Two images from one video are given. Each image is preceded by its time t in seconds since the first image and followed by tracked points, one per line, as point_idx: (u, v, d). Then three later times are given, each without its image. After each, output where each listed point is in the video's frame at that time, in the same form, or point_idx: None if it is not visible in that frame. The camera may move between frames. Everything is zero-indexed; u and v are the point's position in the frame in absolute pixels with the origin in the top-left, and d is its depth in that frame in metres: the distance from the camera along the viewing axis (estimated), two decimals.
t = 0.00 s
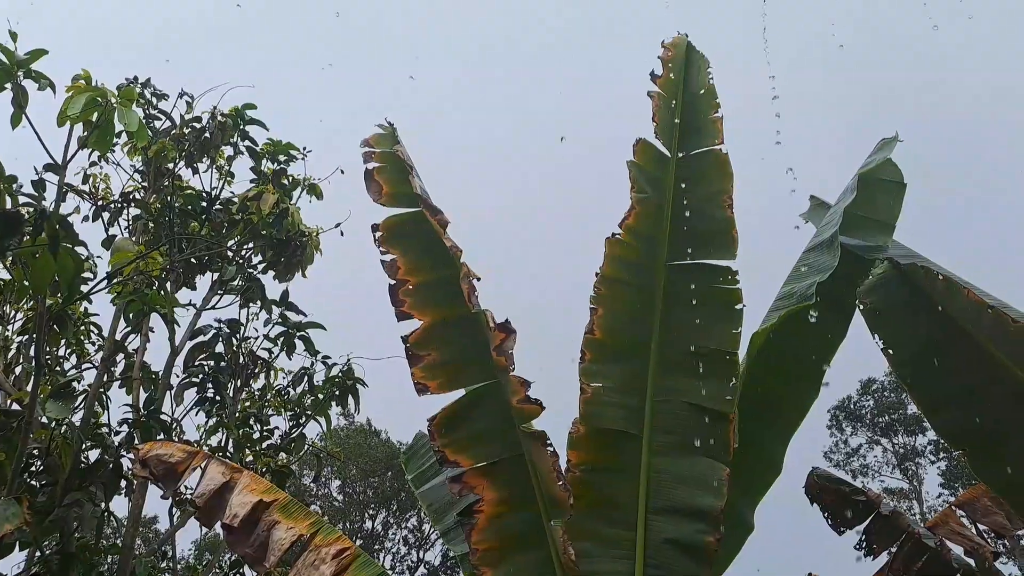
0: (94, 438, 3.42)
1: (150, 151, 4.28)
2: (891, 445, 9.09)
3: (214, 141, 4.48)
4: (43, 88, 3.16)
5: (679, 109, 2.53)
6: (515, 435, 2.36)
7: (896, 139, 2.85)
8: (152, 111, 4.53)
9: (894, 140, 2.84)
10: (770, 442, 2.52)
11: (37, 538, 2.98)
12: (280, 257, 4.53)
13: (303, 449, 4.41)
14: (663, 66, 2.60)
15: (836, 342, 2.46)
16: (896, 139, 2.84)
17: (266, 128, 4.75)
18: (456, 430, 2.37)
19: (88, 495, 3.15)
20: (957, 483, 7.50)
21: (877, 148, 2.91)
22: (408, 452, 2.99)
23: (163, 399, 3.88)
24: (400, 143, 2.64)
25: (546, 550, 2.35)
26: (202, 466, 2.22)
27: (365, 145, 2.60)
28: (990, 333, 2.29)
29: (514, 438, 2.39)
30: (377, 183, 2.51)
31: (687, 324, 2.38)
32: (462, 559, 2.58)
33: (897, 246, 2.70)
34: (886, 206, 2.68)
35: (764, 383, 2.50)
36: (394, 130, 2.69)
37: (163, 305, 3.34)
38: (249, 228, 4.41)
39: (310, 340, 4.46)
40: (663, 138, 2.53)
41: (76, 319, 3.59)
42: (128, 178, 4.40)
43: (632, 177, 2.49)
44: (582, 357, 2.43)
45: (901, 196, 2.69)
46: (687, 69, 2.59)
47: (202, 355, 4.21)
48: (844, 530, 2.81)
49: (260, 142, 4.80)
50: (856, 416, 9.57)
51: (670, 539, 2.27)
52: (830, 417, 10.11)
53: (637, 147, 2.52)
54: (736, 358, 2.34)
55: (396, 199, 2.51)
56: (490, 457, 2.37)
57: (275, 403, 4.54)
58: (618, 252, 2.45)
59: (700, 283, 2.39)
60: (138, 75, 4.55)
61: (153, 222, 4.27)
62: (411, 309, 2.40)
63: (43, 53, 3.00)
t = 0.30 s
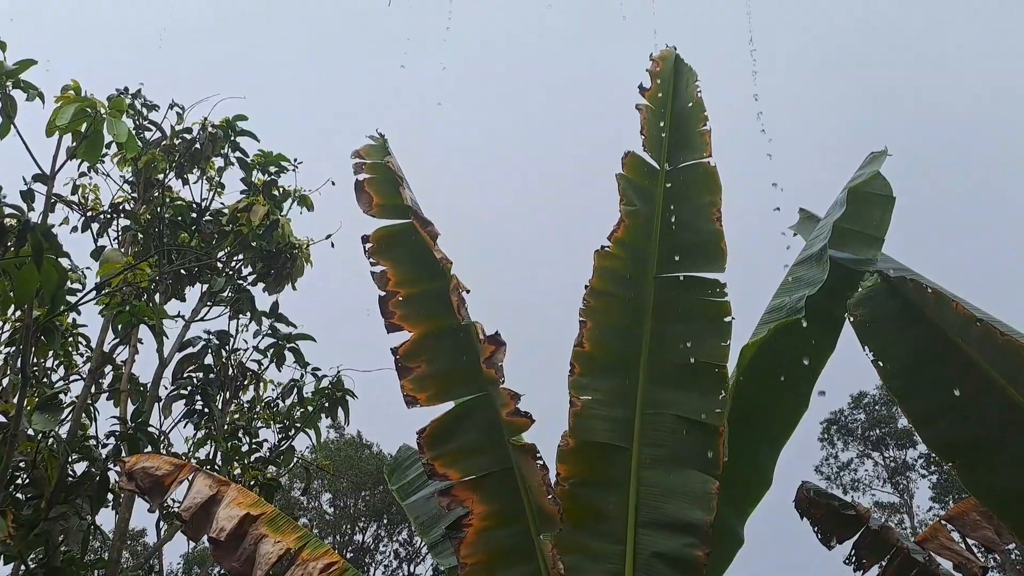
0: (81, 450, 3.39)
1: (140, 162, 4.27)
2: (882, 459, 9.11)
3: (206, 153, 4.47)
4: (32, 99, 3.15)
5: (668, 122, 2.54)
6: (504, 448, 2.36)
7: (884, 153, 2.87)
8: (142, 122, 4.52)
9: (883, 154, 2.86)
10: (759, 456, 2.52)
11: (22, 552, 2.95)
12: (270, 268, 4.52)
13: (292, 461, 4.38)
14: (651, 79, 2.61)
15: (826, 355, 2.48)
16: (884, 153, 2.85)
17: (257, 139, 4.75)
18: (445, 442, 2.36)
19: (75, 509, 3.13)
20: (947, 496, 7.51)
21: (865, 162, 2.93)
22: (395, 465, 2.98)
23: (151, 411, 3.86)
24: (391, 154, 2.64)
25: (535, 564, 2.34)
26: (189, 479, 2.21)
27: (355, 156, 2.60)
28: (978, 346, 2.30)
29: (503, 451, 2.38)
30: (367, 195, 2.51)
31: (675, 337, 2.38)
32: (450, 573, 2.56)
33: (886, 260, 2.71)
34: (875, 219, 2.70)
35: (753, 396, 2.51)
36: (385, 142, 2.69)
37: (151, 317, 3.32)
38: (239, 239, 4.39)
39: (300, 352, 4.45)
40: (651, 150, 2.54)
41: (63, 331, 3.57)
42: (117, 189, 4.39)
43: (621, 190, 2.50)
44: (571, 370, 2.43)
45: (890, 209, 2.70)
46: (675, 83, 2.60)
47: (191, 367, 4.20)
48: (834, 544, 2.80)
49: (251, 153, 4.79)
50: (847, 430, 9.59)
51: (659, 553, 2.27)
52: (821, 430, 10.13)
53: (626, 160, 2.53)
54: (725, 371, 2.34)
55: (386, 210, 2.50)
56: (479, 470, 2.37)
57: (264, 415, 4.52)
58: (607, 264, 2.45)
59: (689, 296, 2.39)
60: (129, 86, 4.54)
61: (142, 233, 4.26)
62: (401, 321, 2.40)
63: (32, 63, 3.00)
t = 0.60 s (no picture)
0: (64, 462, 3.37)
1: (126, 173, 4.26)
2: (869, 470, 9.13)
3: (193, 163, 4.46)
4: (16, 109, 3.13)
5: (655, 135, 2.56)
6: (491, 459, 2.35)
7: (869, 165, 2.89)
8: (129, 133, 4.51)
9: (869, 166, 2.88)
10: (743, 466, 2.53)
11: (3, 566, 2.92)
12: (257, 279, 4.50)
13: (279, 474, 4.36)
14: (640, 91, 2.62)
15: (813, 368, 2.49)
16: (870, 165, 2.88)
17: (244, 150, 4.74)
18: (432, 453, 2.35)
19: (58, 522, 3.10)
20: (934, 507, 7.53)
21: (851, 174, 2.95)
22: (378, 475, 2.97)
23: (136, 423, 3.84)
24: (381, 163, 2.64)
25: None
26: (173, 491, 2.20)
27: (346, 164, 2.60)
28: (961, 355, 2.30)
29: (490, 462, 2.38)
30: (357, 205, 2.50)
31: (662, 349, 2.39)
32: None
33: (871, 271, 2.73)
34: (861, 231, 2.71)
35: (738, 407, 2.52)
36: (374, 151, 2.69)
37: (136, 329, 3.31)
38: (226, 249, 4.39)
39: (287, 363, 4.43)
40: (639, 162, 2.54)
41: (47, 342, 3.54)
42: (104, 200, 4.37)
43: (609, 202, 2.50)
44: (558, 382, 2.43)
45: (875, 221, 2.72)
46: (663, 95, 2.60)
47: (177, 379, 4.18)
48: (820, 556, 2.80)
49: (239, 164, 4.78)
50: (835, 441, 9.62)
51: (646, 565, 2.26)
52: (809, 441, 10.16)
53: (614, 172, 2.53)
54: (711, 383, 2.35)
55: (376, 219, 2.50)
56: (466, 482, 2.36)
57: (250, 427, 4.50)
58: (594, 276, 2.46)
59: (676, 307, 2.40)
60: (116, 97, 4.54)
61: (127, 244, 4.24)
62: (389, 331, 2.39)
63: (17, 74, 2.99)
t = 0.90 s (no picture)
0: (48, 486, 3.34)
1: (114, 195, 4.26)
2: (857, 492, 9.13)
3: (181, 186, 4.46)
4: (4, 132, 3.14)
5: (643, 160, 2.57)
6: (478, 484, 2.34)
7: (854, 191, 2.92)
8: (117, 155, 4.51)
9: (853, 192, 2.91)
10: (729, 491, 2.53)
11: None
12: (244, 301, 4.49)
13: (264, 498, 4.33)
14: (628, 117, 2.64)
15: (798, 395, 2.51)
16: (854, 192, 2.91)
17: (233, 172, 4.75)
18: (419, 478, 2.34)
19: (39, 547, 3.05)
20: (922, 530, 7.53)
21: (835, 200, 2.98)
22: (362, 498, 2.96)
23: (121, 446, 3.81)
24: (369, 186, 2.64)
25: None
26: (156, 516, 2.18)
27: (334, 188, 2.60)
28: (949, 385, 2.11)
29: (477, 487, 2.37)
30: (345, 227, 2.50)
31: (649, 373, 2.39)
32: None
33: (855, 296, 2.74)
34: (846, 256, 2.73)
35: (725, 432, 2.53)
36: (363, 174, 2.70)
37: (122, 352, 3.30)
38: (212, 272, 4.40)
39: (274, 386, 4.42)
40: (626, 188, 2.56)
41: (32, 365, 3.52)
42: (91, 222, 4.36)
43: (597, 226, 2.51)
44: (546, 406, 2.43)
45: (859, 246, 2.73)
46: (651, 121, 2.63)
47: (163, 402, 4.15)
48: None
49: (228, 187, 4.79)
50: (822, 464, 9.63)
51: None
52: (797, 463, 10.16)
53: (602, 197, 2.55)
54: (698, 407, 2.35)
55: (364, 242, 2.50)
56: (453, 507, 2.36)
57: (236, 450, 4.48)
58: (581, 300, 2.47)
59: (663, 332, 2.41)
60: (104, 119, 4.54)
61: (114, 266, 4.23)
62: (376, 354, 2.39)
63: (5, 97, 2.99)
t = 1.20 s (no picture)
0: (33, 501, 3.31)
1: (98, 208, 4.24)
2: (844, 500, 9.16)
3: (166, 198, 4.45)
4: None
5: (627, 172, 2.59)
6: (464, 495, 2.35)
7: (836, 203, 2.95)
8: (101, 168, 4.50)
9: (836, 204, 2.94)
10: (714, 501, 2.55)
11: None
12: (230, 314, 4.48)
13: (252, 511, 4.31)
14: (613, 130, 2.66)
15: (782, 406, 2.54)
16: (837, 203, 2.94)
17: (218, 184, 4.75)
18: (405, 489, 2.35)
19: (23, 562, 3.01)
20: (908, 537, 7.57)
21: (818, 211, 3.01)
22: (353, 511, 2.95)
23: (106, 460, 3.79)
24: (352, 199, 2.65)
25: None
26: (140, 530, 2.17)
27: (317, 201, 2.60)
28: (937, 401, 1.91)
29: (463, 498, 2.38)
30: (328, 240, 2.51)
31: (634, 384, 2.41)
32: None
33: (839, 306, 2.77)
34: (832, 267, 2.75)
35: (710, 443, 2.55)
36: (346, 186, 2.70)
37: (106, 365, 3.29)
38: (198, 284, 4.39)
39: (260, 399, 4.41)
40: (612, 199, 2.57)
41: (16, 379, 3.50)
42: (74, 235, 4.35)
43: (583, 238, 2.52)
44: (532, 417, 2.43)
45: (843, 257, 2.76)
46: (635, 133, 2.65)
47: (148, 415, 4.14)
48: None
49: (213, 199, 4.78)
50: (809, 472, 9.67)
51: None
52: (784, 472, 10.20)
53: (587, 208, 2.56)
54: (684, 417, 2.36)
55: (348, 255, 2.50)
56: (439, 518, 2.36)
57: (223, 464, 4.46)
58: (567, 311, 2.47)
59: (648, 343, 2.43)
60: (87, 132, 4.54)
61: (98, 279, 4.21)
62: (361, 366, 2.39)
63: None
